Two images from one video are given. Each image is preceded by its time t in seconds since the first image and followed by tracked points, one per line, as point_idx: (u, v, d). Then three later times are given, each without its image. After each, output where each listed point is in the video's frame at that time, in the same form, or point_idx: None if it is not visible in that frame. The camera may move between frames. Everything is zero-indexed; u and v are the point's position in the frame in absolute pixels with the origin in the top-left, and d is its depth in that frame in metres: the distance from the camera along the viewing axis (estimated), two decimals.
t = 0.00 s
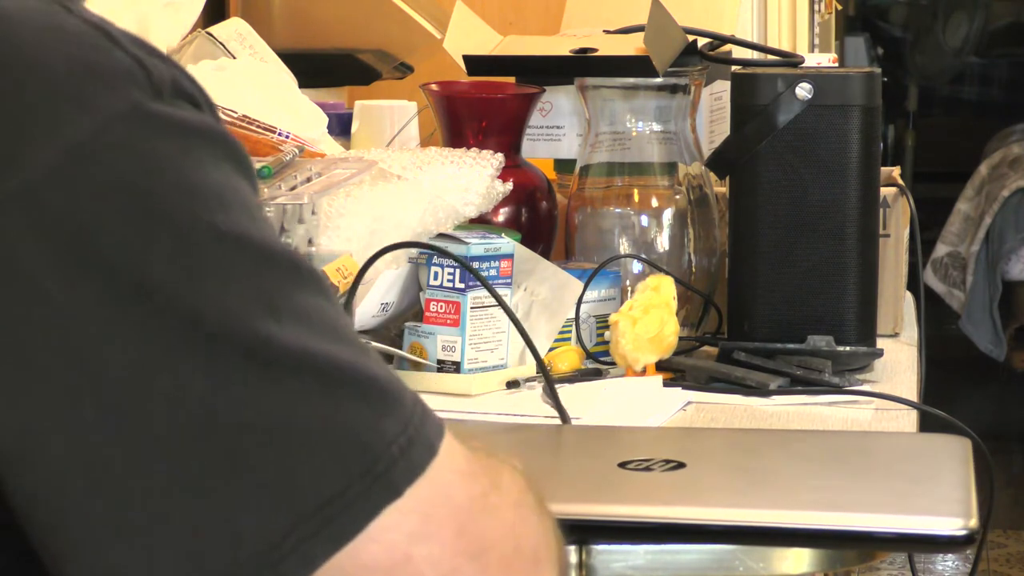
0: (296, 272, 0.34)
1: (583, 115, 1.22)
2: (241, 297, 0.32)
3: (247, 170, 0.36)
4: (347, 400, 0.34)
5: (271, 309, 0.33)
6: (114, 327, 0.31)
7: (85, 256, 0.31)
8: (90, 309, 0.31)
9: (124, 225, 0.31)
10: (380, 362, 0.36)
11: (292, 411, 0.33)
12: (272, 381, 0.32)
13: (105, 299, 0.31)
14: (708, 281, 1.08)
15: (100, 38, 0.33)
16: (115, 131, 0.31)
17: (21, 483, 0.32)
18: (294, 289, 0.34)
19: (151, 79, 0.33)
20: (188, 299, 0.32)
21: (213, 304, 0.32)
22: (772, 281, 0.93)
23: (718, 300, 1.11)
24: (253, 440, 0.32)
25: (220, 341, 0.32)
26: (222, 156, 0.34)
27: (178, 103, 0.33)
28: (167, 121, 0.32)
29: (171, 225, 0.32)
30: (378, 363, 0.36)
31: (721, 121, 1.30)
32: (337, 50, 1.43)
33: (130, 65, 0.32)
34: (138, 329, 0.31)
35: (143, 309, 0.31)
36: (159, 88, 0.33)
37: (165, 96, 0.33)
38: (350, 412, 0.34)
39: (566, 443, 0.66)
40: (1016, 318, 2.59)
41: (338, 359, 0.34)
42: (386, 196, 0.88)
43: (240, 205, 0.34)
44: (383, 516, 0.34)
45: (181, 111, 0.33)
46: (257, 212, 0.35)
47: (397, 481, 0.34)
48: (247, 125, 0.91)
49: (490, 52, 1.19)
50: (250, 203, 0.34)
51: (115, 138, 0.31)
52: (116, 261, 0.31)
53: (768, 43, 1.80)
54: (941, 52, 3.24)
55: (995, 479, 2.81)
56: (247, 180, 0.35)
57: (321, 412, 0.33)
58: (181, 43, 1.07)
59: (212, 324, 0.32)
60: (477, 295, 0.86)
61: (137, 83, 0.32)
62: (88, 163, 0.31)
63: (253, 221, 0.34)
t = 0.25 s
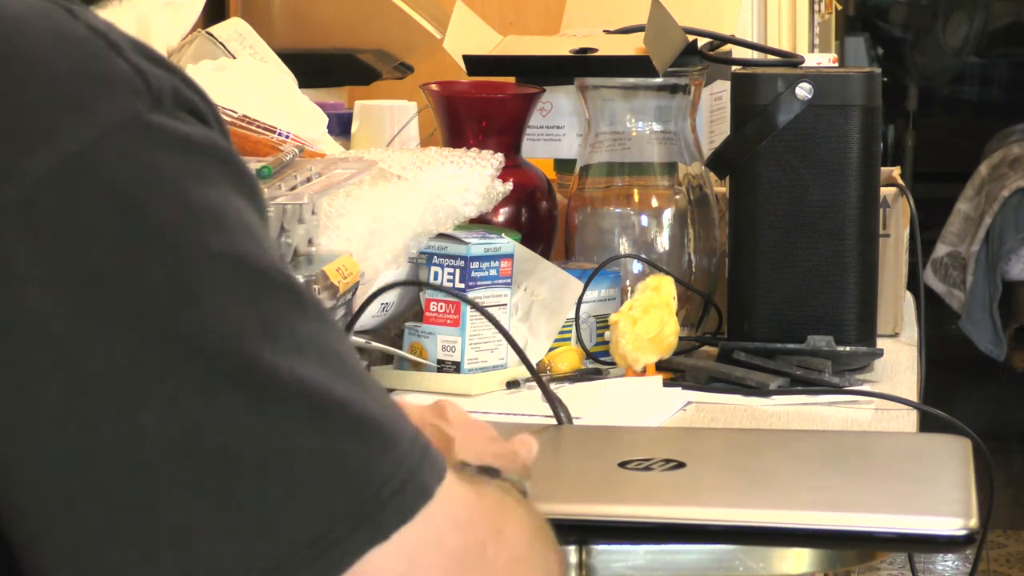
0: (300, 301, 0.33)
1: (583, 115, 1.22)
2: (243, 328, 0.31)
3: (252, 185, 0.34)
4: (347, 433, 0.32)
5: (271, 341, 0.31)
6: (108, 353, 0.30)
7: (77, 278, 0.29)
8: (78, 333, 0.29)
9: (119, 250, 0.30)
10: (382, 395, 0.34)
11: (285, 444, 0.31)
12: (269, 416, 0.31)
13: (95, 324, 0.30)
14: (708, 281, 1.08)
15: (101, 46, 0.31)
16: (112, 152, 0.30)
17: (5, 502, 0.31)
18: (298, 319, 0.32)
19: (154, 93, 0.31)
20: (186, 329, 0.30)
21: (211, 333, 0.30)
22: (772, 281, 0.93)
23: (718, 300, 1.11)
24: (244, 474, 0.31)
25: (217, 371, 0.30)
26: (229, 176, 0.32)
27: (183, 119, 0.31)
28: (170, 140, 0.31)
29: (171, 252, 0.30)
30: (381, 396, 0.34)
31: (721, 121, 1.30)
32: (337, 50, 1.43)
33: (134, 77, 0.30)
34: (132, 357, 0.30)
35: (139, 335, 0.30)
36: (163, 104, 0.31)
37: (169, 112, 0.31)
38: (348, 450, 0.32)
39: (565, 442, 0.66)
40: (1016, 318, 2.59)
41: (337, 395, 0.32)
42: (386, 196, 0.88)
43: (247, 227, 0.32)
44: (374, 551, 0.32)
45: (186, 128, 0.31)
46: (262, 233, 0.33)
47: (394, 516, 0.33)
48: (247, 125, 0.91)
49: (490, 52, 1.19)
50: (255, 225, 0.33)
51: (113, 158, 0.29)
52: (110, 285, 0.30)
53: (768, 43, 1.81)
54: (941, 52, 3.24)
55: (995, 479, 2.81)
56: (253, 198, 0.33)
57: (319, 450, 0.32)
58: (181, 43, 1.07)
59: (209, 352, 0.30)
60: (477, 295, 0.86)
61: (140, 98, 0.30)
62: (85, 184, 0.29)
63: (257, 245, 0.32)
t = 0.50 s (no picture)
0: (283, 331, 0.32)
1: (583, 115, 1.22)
2: (218, 352, 0.30)
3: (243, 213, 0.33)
4: (320, 468, 0.31)
5: (250, 367, 0.30)
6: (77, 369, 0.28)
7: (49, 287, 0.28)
8: (43, 344, 0.28)
9: (97, 263, 0.28)
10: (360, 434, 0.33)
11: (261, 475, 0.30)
12: (237, 449, 0.29)
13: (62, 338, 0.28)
14: (708, 281, 1.08)
15: (95, 52, 0.30)
16: (89, 163, 0.29)
17: None
18: (281, 348, 0.31)
19: (144, 103, 0.30)
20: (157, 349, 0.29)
21: (186, 354, 0.29)
22: (772, 281, 0.93)
23: (718, 300, 1.11)
24: (206, 508, 0.29)
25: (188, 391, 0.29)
26: (222, 198, 0.31)
27: (175, 134, 0.30)
28: (157, 154, 0.30)
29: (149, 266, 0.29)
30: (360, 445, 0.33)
31: (721, 121, 1.30)
32: (337, 50, 1.43)
33: (123, 85, 0.30)
34: (99, 374, 0.28)
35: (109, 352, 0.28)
36: (153, 115, 0.30)
37: (158, 123, 0.30)
38: (320, 486, 0.31)
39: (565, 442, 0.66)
40: (1016, 318, 2.59)
41: (312, 432, 0.31)
42: (386, 196, 0.88)
43: (233, 251, 0.31)
44: None
45: (177, 142, 0.30)
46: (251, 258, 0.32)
47: (360, 568, 0.31)
48: (247, 124, 0.91)
49: (490, 52, 1.19)
50: (244, 250, 0.32)
51: (91, 167, 0.29)
52: (81, 300, 0.28)
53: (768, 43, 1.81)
54: (941, 52, 3.24)
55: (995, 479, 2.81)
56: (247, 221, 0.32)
57: (292, 485, 0.30)
58: (181, 43, 1.07)
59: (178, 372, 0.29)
60: (477, 295, 0.86)
61: (125, 107, 0.29)
62: (62, 193, 0.28)
63: (243, 270, 0.31)
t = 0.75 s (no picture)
0: (230, 329, 0.35)
1: (583, 115, 1.22)
2: (171, 348, 0.33)
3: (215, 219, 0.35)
4: (244, 456, 0.34)
5: (189, 361, 0.33)
6: (37, 343, 0.31)
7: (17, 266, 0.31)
8: (7, 319, 0.31)
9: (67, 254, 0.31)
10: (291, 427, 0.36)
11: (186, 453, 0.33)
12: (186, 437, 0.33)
13: (27, 314, 0.31)
14: (708, 281, 1.07)
15: (85, 59, 0.32)
16: (62, 164, 0.31)
17: None
18: (225, 345, 0.34)
19: (123, 113, 0.32)
20: (109, 335, 0.31)
21: (136, 344, 0.32)
22: (772, 281, 0.93)
23: (718, 300, 1.11)
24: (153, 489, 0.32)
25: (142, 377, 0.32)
26: (191, 206, 0.34)
27: (149, 144, 0.33)
28: (128, 161, 0.32)
29: (110, 260, 0.32)
30: (300, 449, 0.36)
31: (721, 121, 1.30)
32: (337, 50, 1.43)
33: (105, 94, 0.32)
34: (53, 350, 0.31)
35: (66, 333, 0.31)
36: (131, 125, 0.32)
37: (136, 134, 0.32)
38: (240, 471, 0.34)
39: (566, 443, 0.66)
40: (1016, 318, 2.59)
41: (244, 422, 0.34)
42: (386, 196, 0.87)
43: (195, 258, 0.34)
44: None
45: (149, 152, 0.33)
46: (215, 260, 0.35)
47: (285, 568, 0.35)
48: (247, 125, 0.90)
49: (490, 52, 1.19)
50: (208, 252, 0.34)
51: (66, 169, 0.31)
52: (49, 284, 0.31)
53: (768, 42, 1.80)
54: (941, 52, 3.24)
55: (996, 480, 2.81)
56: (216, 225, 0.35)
57: (214, 466, 0.34)
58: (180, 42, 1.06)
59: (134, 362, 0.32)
60: (477, 295, 0.87)
61: (104, 115, 0.32)
62: (35, 188, 0.31)
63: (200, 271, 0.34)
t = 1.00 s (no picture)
0: (232, 381, 0.30)
1: (583, 115, 1.22)
2: (167, 404, 0.29)
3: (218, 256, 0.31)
4: (246, 523, 0.30)
5: (186, 420, 0.29)
6: (24, 403, 0.27)
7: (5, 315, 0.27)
8: None
9: (58, 299, 0.27)
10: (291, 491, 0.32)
11: (178, 523, 0.29)
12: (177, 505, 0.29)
13: (12, 370, 0.27)
14: (708, 281, 1.08)
15: (84, 79, 0.28)
16: (53, 194, 0.27)
17: None
18: (225, 399, 0.30)
19: (124, 137, 0.28)
20: (103, 391, 0.27)
21: (130, 401, 0.28)
22: (772, 281, 0.93)
23: (718, 300, 1.11)
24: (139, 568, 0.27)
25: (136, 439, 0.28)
26: (192, 242, 0.29)
27: (151, 170, 0.28)
28: (127, 192, 0.28)
29: (105, 305, 0.27)
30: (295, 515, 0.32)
31: (722, 121, 1.30)
32: (337, 50, 1.43)
33: (105, 116, 0.28)
34: (41, 407, 0.27)
35: (56, 389, 0.27)
36: (134, 151, 0.28)
37: (138, 161, 0.28)
38: (241, 541, 0.30)
39: (566, 442, 0.66)
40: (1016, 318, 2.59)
41: (241, 487, 0.30)
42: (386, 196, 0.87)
43: (192, 301, 0.29)
44: None
45: (150, 180, 0.28)
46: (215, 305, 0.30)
47: None
48: (246, 125, 0.90)
49: (490, 52, 1.19)
50: (207, 296, 0.30)
51: (58, 197, 0.27)
52: (38, 333, 0.27)
53: (768, 42, 1.81)
54: (940, 52, 3.25)
55: (995, 479, 2.81)
56: (217, 264, 0.31)
57: (211, 537, 0.29)
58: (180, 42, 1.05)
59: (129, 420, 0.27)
60: (477, 295, 0.87)
61: (105, 139, 0.28)
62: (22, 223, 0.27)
63: (201, 318, 0.30)
